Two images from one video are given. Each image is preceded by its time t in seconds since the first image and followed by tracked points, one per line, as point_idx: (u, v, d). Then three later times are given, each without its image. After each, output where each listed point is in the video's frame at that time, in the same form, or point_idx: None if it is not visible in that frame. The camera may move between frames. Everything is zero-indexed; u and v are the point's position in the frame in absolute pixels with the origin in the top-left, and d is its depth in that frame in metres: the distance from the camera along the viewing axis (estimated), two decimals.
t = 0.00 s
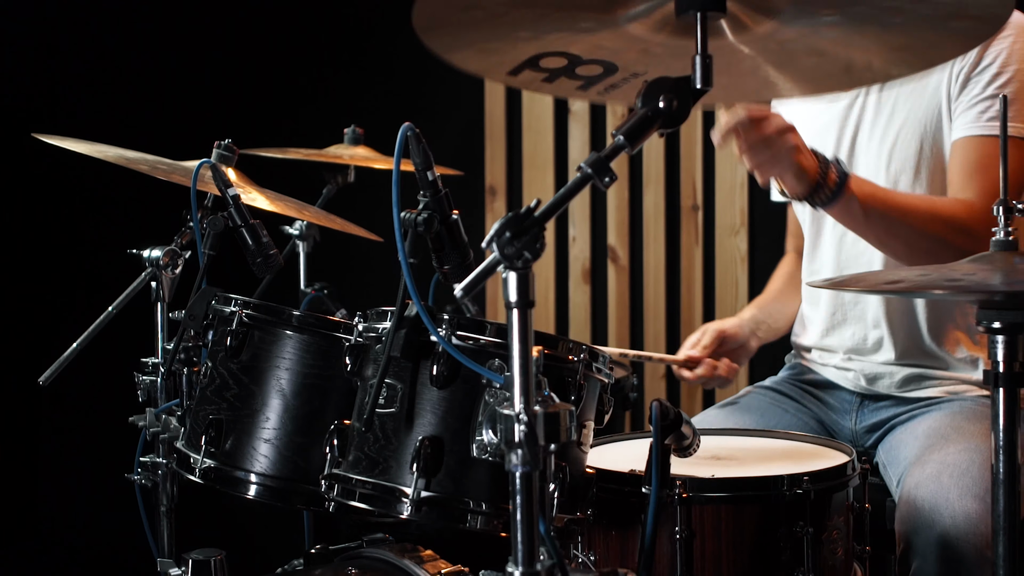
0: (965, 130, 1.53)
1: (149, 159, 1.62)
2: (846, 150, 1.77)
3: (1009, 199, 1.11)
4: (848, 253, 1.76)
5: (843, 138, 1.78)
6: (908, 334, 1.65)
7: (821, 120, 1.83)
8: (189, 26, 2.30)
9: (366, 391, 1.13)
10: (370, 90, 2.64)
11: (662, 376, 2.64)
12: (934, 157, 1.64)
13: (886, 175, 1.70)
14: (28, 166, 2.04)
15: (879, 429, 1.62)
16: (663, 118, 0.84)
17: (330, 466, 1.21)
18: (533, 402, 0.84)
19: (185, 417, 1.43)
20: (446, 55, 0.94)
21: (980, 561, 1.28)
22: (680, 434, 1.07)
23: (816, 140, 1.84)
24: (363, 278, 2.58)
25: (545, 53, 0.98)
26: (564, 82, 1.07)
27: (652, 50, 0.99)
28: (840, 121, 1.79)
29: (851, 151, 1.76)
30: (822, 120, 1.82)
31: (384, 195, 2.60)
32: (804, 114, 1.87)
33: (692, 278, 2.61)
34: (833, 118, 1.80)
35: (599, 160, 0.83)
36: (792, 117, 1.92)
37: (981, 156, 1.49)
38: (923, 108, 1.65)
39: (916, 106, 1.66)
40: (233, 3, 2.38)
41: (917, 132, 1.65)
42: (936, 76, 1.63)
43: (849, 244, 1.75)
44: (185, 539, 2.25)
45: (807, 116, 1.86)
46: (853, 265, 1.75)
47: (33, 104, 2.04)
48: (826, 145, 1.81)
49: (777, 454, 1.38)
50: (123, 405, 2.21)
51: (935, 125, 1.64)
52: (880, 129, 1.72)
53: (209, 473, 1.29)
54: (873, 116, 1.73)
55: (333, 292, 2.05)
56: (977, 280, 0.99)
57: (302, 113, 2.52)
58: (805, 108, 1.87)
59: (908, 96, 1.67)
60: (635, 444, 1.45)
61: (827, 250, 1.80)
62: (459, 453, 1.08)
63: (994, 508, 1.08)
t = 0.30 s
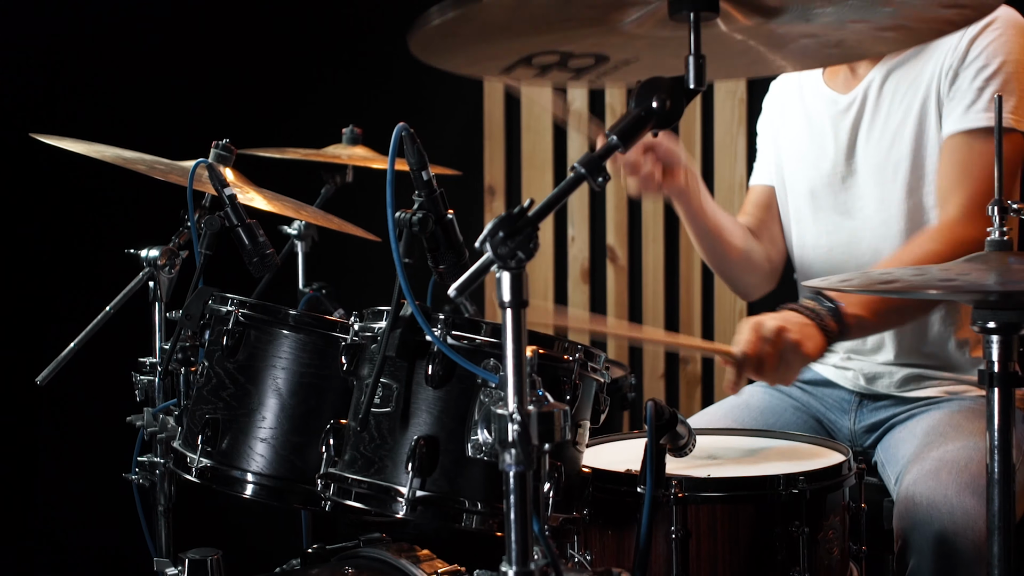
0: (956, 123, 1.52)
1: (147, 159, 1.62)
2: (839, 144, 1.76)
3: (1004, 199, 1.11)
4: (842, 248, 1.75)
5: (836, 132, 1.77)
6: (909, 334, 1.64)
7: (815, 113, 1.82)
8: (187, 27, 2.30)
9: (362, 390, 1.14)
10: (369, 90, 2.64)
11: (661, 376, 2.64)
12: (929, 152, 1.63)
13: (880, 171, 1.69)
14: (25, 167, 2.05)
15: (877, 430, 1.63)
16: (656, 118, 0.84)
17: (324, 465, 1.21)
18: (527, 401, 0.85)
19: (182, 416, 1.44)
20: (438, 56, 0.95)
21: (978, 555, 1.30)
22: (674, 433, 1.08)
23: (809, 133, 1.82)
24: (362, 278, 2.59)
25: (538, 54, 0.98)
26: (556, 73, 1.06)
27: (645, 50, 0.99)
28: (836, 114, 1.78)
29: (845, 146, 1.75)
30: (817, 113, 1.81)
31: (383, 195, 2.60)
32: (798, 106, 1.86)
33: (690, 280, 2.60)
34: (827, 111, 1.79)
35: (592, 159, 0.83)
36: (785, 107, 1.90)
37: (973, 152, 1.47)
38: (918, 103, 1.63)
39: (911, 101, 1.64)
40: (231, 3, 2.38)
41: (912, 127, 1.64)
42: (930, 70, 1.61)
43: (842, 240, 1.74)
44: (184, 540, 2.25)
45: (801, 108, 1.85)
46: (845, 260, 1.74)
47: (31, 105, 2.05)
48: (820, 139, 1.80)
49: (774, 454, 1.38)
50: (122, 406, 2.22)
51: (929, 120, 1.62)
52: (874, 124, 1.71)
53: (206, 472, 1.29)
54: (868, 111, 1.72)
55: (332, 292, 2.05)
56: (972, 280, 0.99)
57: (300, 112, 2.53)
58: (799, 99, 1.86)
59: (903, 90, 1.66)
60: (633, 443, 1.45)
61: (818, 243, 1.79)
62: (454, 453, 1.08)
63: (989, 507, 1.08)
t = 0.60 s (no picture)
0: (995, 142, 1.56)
1: (145, 159, 1.62)
2: (841, 146, 1.76)
3: (999, 198, 1.11)
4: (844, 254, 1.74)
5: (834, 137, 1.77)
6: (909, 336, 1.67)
7: (807, 117, 1.82)
8: (185, 27, 2.31)
9: (357, 390, 1.14)
10: (367, 89, 2.64)
11: (660, 375, 2.64)
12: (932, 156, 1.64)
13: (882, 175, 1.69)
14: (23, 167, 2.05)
15: (873, 429, 1.62)
16: (651, 118, 0.84)
17: (320, 465, 1.21)
18: (522, 401, 0.85)
19: (179, 416, 1.44)
20: (433, 55, 0.94)
21: (977, 556, 1.29)
22: (670, 433, 1.07)
23: (802, 138, 1.82)
24: (360, 278, 2.59)
25: (532, 52, 0.98)
26: (549, 77, 1.07)
27: (640, 48, 0.99)
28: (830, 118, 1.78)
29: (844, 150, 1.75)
30: (809, 118, 1.81)
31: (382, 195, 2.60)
32: (786, 111, 1.86)
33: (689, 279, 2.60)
34: (821, 116, 1.79)
35: (586, 159, 0.83)
36: (770, 113, 1.90)
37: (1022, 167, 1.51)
38: (922, 107, 1.65)
39: (914, 106, 1.66)
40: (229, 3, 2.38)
41: (916, 131, 1.65)
42: (936, 75, 1.63)
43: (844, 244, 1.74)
44: (184, 539, 2.26)
45: (789, 113, 1.85)
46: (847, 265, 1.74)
47: (29, 106, 2.05)
48: (814, 144, 1.80)
49: (770, 454, 1.37)
50: (122, 406, 2.22)
51: (934, 123, 1.64)
52: (875, 128, 1.71)
53: (203, 472, 1.30)
54: (867, 115, 1.73)
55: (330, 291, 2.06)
56: (967, 280, 0.99)
57: (299, 112, 2.53)
58: (787, 104, 1.86)
59: (905, 95, 1.67)
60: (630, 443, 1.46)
61: (819, 249, 1.78)
62: (449, 452, 1.08)
63: (984, 506, 1.08)
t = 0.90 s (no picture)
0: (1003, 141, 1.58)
1: (143, 159, 1.62)
2: (840, 147, 1.77)
3: (995, 198, 1.11)
4: (847, 254, 1.75)
5: (834, 138, 1.78)
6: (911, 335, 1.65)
7: (807, 120, 1.82)
8: (183, 26, 2.31)
9: (354, 389, 1.14)
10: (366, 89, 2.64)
11: (659, 375, 2.64)
12: (935, 156, 1.65)
13: (884, 175, 1.70)
14: (21, 166, 2.06)
15: (876, 430, 1.61)
16: (647, 118, 0.84)
17: (318, 463, 1.21)
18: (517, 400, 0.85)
19: (177, 415, 1.44)
20: (428, 56, 0.94)
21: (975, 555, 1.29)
22: (666, 432, 1.07)
23: (803, 141, 1.83)
24: (359, 277, 2.59)
25: (527, 53, 0.97)
26: (545, 79, 1.07)
27: (636, 48, 0.99)
28: (830, 120, 1.79)
29: (845, 152, 1.76)
30: (810, 120, 1.82)
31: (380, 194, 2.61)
32: (785, 114, 1.87)
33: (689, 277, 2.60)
34: (821, 118, 1.80)
35: (581, 159, 0.83)
36: (770, 117, 1.91)
37: None
38: (924, 108, 1.66)
39: (915, 106, 1.67)
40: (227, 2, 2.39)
41: (918, 131, 1.66)
42: (937, 75, 1.64)
43: (847, 245, 1.75)
44: (183, 538, 2.26)
45: (789, 116, 1.86)
46: (850, 265, 1.74)
47: (28, 106, 2.05)
48: (815, 146, 1.81)
49: (767, 453, 1.37)
50: (121, 405, 2.22)
51: (935, 123, 1.65)
52: (876, 129, 1.72)
53: (200, 470, 1.29)
54: (868, 116, 1.73)
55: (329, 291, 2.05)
56: (962, 279, 0.99)
57: (298, 111, 2.53)
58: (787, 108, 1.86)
59: (905, 96, 1.68)
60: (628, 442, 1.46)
61: (823, 250, 1.79)
62: (446, 452, 1.08)
63: (981, 505, 1.08)
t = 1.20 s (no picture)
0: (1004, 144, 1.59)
1: (140, 158, 1.62)
2: (840, 145, 1.77)
3: (989, 197, 1.11)
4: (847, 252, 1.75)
5: (837, 136, 1.78)
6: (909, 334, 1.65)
7: (811, 118, 1.83)
8: (181, 26, 2.31)
9: (349, 388, 1.14)
10: (365, 88, 2.64)
11: (657, 374, 2.64)
12: (936, 155, 1.65)
13: (886, 173, 1.70)
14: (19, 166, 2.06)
15: (872, 428, 1.61)
16: (640, 117, 0.84)
17: (313, 463, 1.21)
18: (511, 399, 0.85)
19: (173, 415, 1.44)
20: (422, 56, 0.94)
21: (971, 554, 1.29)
22: (661, 432, 1.07)
23: (806, 139, 1.83)
24: (358, 276, 2.59)
25: (521, 51, 0.97)
26: (540, 76, 1.07)
27: (631, 47, 0.99)
28: (833, 118, 1.79)
29: (847, 150, 1.76)
30: (813, 118, 1.82)
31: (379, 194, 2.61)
32: (790, 112, 1.87)
33: (688, 275, 2.60)
34: (824, 115, 1.80)
35: (575, 159, 0.83)
36: (776, 115, 1.91)
37: None
38: (925, 107, 1.66)
39: (918, 105, 1.67)
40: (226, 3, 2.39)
41: (919, 130, 1.66)
42: (940, 74, 1.65)
43: (848, 244, 1.75)
44: (182, 537, 2.27)
45: (795, 113, 1.86)
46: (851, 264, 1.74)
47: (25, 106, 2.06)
48: (818, 143, 1.81)
49: (764, 453, 1.37)
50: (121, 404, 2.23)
51: (937, 122, 1.65)
52: (878, 127, 1.72)
53: (196, 470, 1.29)
54: (870, 114, 1.73)
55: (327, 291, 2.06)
56: (957, 279, 0.98)
57: (296, 111, 2.53)
58: (792, 105, 1.87)
59: (907, 94, 1.68)
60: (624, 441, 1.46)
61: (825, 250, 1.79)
62: (441, 451, 1.08)
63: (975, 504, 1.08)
